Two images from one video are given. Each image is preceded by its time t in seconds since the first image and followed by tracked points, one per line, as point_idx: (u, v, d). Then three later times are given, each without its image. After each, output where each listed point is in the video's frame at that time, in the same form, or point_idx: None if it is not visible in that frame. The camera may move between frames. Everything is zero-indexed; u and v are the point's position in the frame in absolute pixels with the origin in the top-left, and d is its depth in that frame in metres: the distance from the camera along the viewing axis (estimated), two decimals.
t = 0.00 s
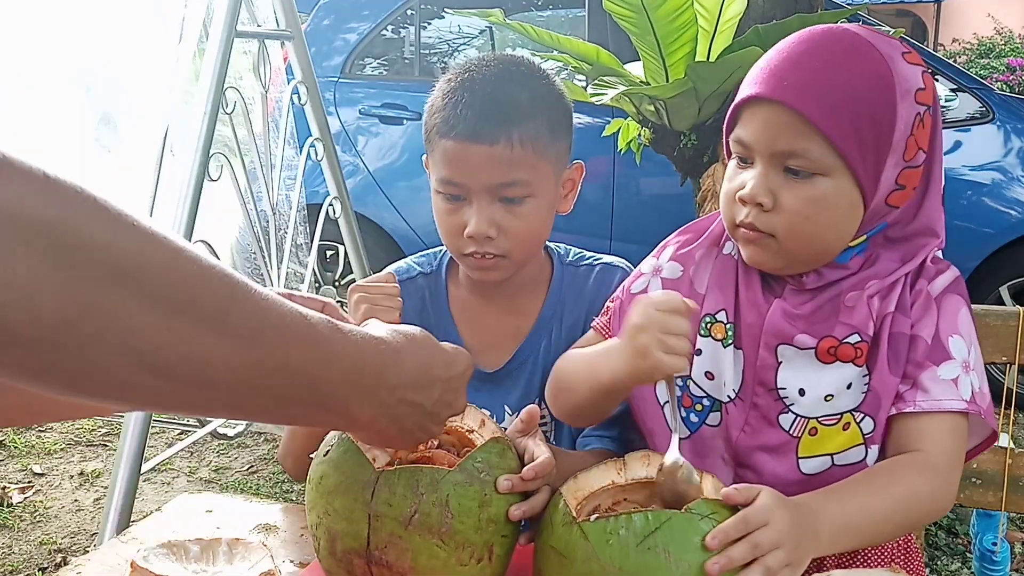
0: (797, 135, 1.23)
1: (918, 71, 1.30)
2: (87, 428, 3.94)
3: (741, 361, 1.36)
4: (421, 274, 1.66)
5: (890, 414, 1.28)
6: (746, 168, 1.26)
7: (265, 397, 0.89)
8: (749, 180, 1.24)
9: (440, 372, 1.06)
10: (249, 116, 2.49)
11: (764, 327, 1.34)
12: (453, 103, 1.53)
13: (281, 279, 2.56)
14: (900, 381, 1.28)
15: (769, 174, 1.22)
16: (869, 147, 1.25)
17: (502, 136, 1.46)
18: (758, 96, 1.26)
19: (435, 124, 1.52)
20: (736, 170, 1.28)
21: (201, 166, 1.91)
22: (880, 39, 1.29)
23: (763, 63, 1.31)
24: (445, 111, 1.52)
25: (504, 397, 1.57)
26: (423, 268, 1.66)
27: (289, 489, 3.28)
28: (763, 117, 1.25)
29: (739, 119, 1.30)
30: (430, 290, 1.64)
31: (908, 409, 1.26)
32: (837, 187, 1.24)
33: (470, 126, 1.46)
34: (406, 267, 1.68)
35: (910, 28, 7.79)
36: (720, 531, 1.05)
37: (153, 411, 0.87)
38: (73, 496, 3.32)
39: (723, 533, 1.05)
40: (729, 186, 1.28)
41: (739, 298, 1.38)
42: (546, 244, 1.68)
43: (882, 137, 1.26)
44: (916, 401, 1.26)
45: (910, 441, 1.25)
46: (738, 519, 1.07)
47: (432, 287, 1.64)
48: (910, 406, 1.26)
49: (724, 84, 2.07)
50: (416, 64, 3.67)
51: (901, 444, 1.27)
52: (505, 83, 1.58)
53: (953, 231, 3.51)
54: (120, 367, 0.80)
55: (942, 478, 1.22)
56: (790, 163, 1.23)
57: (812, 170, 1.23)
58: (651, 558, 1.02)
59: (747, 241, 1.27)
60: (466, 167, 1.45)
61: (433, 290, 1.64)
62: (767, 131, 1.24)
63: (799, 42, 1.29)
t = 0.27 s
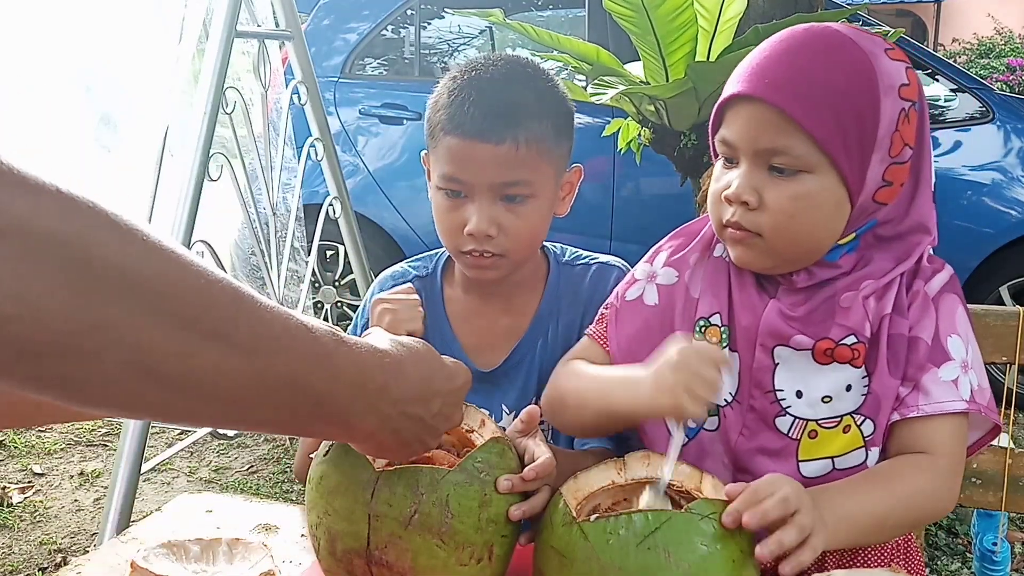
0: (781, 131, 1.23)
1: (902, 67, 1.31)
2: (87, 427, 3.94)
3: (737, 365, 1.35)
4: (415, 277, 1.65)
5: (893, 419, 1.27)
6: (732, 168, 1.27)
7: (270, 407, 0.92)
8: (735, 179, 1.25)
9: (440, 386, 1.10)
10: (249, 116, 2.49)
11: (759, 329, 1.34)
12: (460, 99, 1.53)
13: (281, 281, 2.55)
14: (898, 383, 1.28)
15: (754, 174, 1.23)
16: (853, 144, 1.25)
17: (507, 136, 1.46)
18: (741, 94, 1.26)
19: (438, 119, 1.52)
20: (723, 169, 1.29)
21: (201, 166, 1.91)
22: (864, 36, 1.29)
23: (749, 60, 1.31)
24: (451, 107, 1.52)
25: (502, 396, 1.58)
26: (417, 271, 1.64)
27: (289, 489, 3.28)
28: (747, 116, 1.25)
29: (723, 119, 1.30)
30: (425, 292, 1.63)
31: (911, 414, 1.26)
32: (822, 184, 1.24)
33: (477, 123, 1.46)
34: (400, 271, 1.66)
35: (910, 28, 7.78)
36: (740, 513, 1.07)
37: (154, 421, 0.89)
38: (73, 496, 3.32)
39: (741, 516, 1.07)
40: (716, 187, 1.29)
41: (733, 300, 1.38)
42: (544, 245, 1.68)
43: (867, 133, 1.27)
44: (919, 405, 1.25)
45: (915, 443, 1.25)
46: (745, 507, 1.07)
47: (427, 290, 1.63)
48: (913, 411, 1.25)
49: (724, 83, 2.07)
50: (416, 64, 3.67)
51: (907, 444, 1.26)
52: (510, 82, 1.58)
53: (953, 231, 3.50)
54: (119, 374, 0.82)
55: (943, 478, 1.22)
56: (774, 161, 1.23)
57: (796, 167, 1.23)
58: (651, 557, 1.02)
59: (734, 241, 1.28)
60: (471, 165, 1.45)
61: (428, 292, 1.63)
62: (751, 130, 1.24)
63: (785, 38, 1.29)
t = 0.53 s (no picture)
0: (761, 131, 1.23)
1: (884, 65, 1.30)
2: (87, 427, 3.94)
3: (719, 365, 1.36)
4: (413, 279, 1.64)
5: (885, 423, 1.27)
6: (713, 169, 1.28)
7: (292, 392, 0.88)
8: (715, 181, 1.25)
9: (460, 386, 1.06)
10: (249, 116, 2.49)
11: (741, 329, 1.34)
12: (456, 98, 1.53)
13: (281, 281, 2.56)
14: (886, 385, 1.27)
15: (734, 174, 1.24)
16: (834, 144, 1.26)
17: (504, 135, 1.46)
18: (721, 95, 1.26)
19: (436, 118, 1.52)
20: (705, 170, 1.29)
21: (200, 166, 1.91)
22: (844, 35, 1.29)
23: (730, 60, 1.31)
24: (448, 106, 1.52)
25: (503, 394, 1.58)
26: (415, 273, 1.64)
27: (289, 489, 3.28)
28: (728, 117, 1.25)
29: (704, 120, 1.31)
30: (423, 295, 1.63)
31: (905, 419, 1.25)
32: (801, 183, 1.24)
33: (474, 122, 1.46)
34: (398, 273, 1.66)
35: (910, 28, 7.78)
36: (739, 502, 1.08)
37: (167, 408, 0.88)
38: (73, 496, 3.32)
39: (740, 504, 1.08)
40: (698, 188, 1.29)
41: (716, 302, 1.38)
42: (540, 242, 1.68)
43: (847, 132, 1.27)
44: (912, 409, 1.25)
45: (912, 445, 1.25)
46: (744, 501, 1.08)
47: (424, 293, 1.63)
48: (907, 415, 1.25)
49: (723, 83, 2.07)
50: (416, 64, 3.67)
51: (904, 445, 1.26)
52: (507, 82, 1.58)
53: (953, 231, 3.50)
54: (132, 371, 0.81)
55: (939, 477, 1.22)
56: (753, 161, 1.24)
57: (776, 167, 1.23)
58: (652, 557, 1.02)
59: (717, 242, 1.28)
60: (468, 164, 1.45)
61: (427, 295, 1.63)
62: (731, 130, 1.25)
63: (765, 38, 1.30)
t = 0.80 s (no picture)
0: (735, 133, 1.24)
1: (859, 63, 1.31)
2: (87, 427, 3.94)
3: (700, 363, 1.36)
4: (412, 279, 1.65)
5: (876, 426, 1.27)
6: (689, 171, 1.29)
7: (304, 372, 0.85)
8: (693, 182, 1.26)
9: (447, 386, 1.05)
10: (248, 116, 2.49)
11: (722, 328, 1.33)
12: (451, 98, 1.53)
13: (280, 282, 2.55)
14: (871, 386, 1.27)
15: (709, 177, 1.25)
16: (808, 147, 1.26)
17: (499, 134, 1.46)
18: (694, 99, 1.27)
19: (432, 119, 1.52)
20: (683, 172, 1.30)
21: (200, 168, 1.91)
22: (817, 35, 1.30)
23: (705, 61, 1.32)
24: (444, 106, 1.52)
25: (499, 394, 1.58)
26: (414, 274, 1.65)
27: (289, 489, 3.28)
28: (701, 118, 1.26)
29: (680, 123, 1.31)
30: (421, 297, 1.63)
31: (896, 422, 1.24)
32: (776, 185, 1.24)
33: (469, 122, 1.46)
34: (399, 274, 1.67)
35: (911, 28, 7.78)
36: (741, 498, 1.08)
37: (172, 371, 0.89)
38: (73, 496, 3.32)
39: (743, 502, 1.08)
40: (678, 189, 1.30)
41: (698, 301, 1.38)
42: (539, 242, 1.67)
43: (823, 133, 1.27)
44: (902, 412, 1.24)
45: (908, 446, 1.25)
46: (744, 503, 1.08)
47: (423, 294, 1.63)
48: (897, 418, 1.24)
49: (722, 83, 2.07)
50: (416, 64, 3.67)
51: (896, 445, 1.26)
52: (501, 81, 1.58)
53: (954, 231, 3.50)
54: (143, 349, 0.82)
55: (934, 476, 1.23)
56: (727, 164, 1.24)
57: (751, 169, 1.24)
58: (652, 557, 1.02)
59: (695, 244, 1.28)
60: (463, 164, 1.45)
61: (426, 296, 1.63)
62: (705, 134, 1.25)
63: (739, 39, 1.30)
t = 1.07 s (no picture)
0: (725, 135, 1.23)
1: (848, 64, 1.30)
2: (87, 427, 3.94)
3: (690, 363, 1.36)
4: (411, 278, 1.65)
5: (866, 428, 1.27)
6: (680, 173, 1.28)
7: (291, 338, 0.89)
8: (684, 186, 1.26)
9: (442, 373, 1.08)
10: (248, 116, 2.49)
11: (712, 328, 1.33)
12: (448, 98, 1.53)
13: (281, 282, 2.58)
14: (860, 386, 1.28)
15: (700, 179, 1.24)
16: (799, 149, 1.26)
17: (495, 133, 1.46)
18: (685, 103, 1.27)
19: (430, 119, 1.52)
20: (673, 174, 1.30)
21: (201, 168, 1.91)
22: (806, 35, 1.29)
23: (695, 62, 1.32)
24: (441, 106, 1.52)
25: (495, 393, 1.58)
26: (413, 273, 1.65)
27: (289, 489, 3.28)
28: (691, 121, 1.26)
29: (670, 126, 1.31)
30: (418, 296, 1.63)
31: (887, 423, 1.25)
32: (768, 188, 1.24)
33: (466, 121, 1.46)
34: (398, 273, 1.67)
35: (911, 28, 7.78)
36: (734, 502, 1.08)
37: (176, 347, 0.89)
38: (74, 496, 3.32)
39: (734, 507, 1.08)
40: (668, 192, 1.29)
41: (688, 301, 1.38)
42: (537, 242, 1.67)
43: (813, 135, 1.27)
44: (894, 414, 1.25)
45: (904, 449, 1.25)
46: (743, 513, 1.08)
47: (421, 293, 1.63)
48: (889, 420, 1.25)
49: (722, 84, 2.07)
50: (416, 64, 3.67)
51: (890, 447, 1.26)
52: (497, 81, 1.58)
53: (954, 231, 3.50)
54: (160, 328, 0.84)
55: (931, 478, 1.23)
56: (719, 167, 1.24)
57: (743, 172, 1.24)
58: (652, 557, 1.02)
59: (686, 247, 1.28)
60: (462, 163, 1.45)
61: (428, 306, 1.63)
62: (697, 137, 1.25)
63: (728, 41, 1.30)
